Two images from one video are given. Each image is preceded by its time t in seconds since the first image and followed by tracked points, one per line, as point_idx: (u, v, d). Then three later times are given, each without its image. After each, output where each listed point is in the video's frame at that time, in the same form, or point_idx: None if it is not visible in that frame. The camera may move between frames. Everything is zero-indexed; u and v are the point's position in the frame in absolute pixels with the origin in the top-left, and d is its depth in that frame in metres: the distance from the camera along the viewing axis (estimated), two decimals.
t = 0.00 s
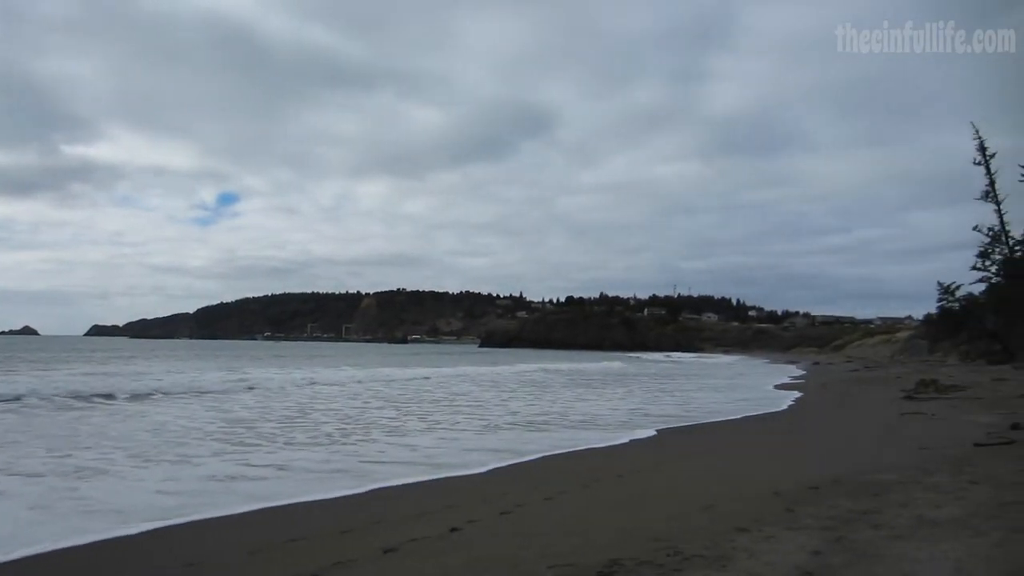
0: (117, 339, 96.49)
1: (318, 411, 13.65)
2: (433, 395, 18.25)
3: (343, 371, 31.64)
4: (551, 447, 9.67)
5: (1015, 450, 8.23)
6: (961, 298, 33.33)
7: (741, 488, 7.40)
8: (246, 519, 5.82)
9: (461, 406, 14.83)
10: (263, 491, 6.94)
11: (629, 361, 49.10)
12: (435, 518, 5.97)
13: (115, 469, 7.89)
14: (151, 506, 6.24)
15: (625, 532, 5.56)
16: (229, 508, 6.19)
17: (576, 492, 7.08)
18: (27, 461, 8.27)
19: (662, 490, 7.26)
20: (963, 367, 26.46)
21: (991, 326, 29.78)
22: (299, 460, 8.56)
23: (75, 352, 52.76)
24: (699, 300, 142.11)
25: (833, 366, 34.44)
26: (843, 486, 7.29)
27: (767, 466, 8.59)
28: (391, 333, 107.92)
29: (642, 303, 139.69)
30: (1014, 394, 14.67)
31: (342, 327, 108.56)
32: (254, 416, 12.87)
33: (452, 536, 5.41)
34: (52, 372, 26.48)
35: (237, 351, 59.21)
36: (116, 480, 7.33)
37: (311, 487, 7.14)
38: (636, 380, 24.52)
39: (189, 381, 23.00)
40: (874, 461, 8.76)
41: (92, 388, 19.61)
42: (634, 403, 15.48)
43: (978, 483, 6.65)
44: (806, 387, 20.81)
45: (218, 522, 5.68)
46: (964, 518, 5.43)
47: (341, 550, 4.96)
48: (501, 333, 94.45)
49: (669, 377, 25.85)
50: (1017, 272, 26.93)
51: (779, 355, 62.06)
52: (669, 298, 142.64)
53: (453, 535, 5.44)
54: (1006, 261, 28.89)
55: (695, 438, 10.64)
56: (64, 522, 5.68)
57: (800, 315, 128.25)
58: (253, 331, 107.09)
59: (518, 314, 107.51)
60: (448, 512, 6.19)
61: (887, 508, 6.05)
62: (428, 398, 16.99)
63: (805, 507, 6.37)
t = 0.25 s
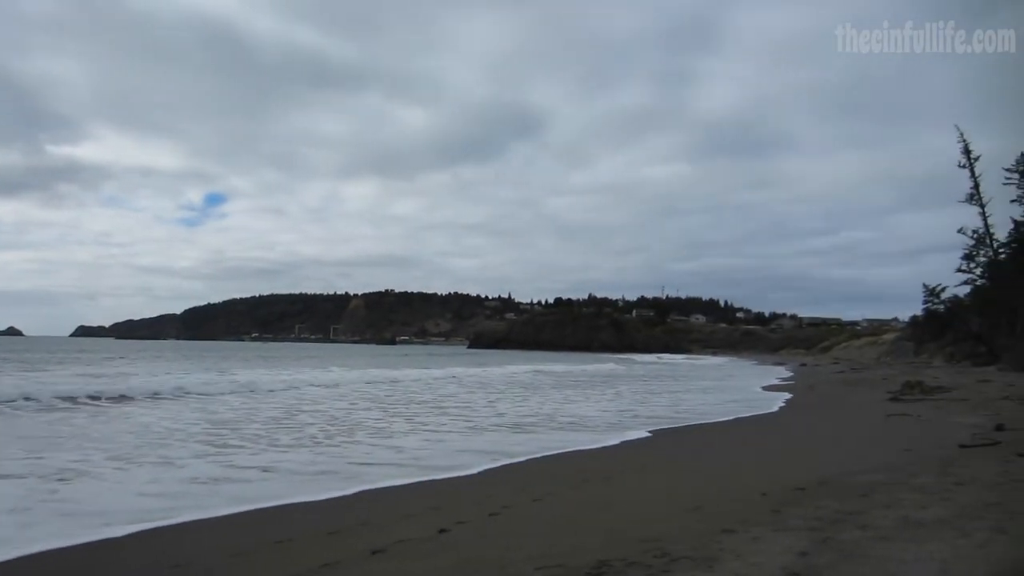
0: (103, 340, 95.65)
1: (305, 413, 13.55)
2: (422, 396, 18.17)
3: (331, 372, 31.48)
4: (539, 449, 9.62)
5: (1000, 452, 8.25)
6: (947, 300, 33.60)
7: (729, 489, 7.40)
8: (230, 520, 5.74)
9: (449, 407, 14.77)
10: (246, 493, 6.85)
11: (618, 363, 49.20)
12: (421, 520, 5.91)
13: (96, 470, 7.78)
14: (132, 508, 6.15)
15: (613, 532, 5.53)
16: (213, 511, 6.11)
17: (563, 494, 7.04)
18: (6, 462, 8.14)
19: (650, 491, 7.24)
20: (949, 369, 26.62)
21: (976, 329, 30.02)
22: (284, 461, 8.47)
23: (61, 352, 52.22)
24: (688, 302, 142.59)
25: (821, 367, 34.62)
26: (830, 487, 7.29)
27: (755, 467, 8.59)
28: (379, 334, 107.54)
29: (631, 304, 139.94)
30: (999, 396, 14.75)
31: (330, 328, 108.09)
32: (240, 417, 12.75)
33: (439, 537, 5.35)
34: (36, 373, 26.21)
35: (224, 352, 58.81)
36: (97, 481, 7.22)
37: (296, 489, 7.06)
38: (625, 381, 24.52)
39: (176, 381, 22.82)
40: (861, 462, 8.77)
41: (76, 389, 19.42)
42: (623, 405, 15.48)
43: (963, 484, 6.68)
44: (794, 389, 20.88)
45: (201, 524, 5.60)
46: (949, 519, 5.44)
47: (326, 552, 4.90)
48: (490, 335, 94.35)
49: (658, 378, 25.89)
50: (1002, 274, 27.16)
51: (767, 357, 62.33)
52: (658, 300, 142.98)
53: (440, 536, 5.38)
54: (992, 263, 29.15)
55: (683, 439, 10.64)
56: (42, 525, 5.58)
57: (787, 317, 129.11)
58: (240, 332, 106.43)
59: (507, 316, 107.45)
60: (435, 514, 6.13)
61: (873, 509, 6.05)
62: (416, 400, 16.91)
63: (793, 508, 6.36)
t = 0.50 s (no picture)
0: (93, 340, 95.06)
1: (294, 414, 13.49)
2: (412, 397, 18.14)
3: (322, 373, 31.39)
4: (529, 450, 9.61)
5: (989, 453, 8.30)
6: (936, 302, 33.82)
7: (720, 490, 7.43)
8: (220, 522, 5.70)
9: (439, 408, 14.74)
10: (234, 495, 6.81)
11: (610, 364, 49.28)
12: (413, 521, 5.90)
13: (81, 472, 7.71)
14: (118, 511, 6.10)
15: (605, 533, 5.53)
16: (201, 512, 6.07)
17: (555, 495, 7.04)
18: None
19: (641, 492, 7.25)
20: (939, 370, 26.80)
21: (965, 331, 30.22)
22: (272, 463, 8.42)
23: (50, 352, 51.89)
24: (680, 303, 142.96)
25: (811, 368, 34.77)
26: (821, 488, 7.33)
27: (745, 468, 8.61)
28: (371, 335, 107.32)
29: (623, 305, 140.14)
30: (988, 398, 14.84)
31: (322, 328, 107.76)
32: (229, 418, 12.69)
33: (431, 538, 5.34)
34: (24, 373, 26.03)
35: (214, 353, 58.53)
36: (83, 483, 7.17)
37: (284, 491, 7.02)
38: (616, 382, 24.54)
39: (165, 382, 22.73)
40: (850, 463, 8.82)
41: (63, 390, 19.28)
42: (614, 406, 15.48)
43: (952, 485, 6.72)
44: (785, 390, 20.93)
45: (192, 526, 5.57)
46: (939, 519, 5.48)
47: (318, 553, 4.88)
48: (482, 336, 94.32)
49: (649, 379, 25.95)
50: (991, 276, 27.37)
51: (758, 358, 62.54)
52: (650, 301, 143.26)
53: (432, 537, 5.37)
54: (981, 266, 29.35)
55: (674, 441, 10.65)
56: (27, 527, 5.53)
57: (778, 318, 129.46)
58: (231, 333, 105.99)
59: (499, 317, 107.44)
60: (427, 515, 6.11)
61: (863, 510, 6.09)
62: (407, 401, 16.87)
63: (784, 509, 6.38)
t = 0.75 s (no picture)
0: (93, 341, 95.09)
1: (291, 415, 13.50)
2: (410, 398, 18.15)
3: (321, 374, 31.40)
4: (526, 452, 9.60)
5: (989, 455, 8.30)
6: (937, 305, 33.77)
7: (719, 492, 7.42)
8: (219, 523, 5.69)
9: (436, 410, 14.73)
10: (230, 496, 6.80)
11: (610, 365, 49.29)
12: (413, 522, 5.89)
13: (76, 473, 7.71)
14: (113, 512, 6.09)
15: (605, 535, 5.53)
16: (198, 514, 6.06)
17: (555, 497, 7.03)
18: None
19: (641, 494, 7.24)
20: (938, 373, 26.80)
21: (965, 333, 30.21)
22: (267, 464, 8.42)
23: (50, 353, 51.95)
24: (680, 305, 142.99)
25: (811, 371, 34.77)
26: (820, 491, 7.32)
27: (745, 470, 8.61)
28: (371, 336, 107.32)
29: (623, 307, 140.21)
30: (987, 400, 14.83)
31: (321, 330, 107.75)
32: (225, 419, 12.69)
33: (432, 540, 5.33)
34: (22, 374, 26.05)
35: (214, 354, 58.54)
36: (77, 485, 7.16)
37: (280, 493, 7.01)
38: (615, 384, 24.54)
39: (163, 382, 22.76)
40: (850, 466, 8.81)
41: (61, 391, 19.29)
42: (612, 408, 15.48)
43: (953, 487, 6.72)
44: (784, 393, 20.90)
45: (191, 527, 5.55)
46: (939, 522, 5.48)
47: (319, 554, 4.87)
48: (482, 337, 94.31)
49: (649, 381, 25.92)
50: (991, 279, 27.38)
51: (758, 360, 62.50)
52: (650, 303, 143.27)
53: (432, 539, 5.37)
54: (981, 269, 29.36)
55: (672, 443, 10.64)
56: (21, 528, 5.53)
57: (778, 320, 129.42)
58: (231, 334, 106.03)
59: (499, 318, 107.43)
60: (427, 516, 6.11)
61: (864, 512, 6.08)
62: (405, 402, 16.88)
63: (783, 511, 6.38)
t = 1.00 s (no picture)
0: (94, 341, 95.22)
1: (288, 416, 13.51)
2: (409, 400, 18.14)
3: (320, 375, 31.42)
4: (523, 454, 9.59)
5: (989, 458, 8.28)
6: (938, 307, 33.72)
7: (719, 494, 7.40)
8: (218, 524, 5.68)
9: (434, 411, 14.74)
10: (225, 497, 6.80)
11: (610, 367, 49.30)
12: (413, 523, 5.87)
13: (71, 473, 7.71)
14: (106, 512, 6.08)
15: (604, 536, 5.51)
16: (194, 514, 6.05)
17: (554, 498, 7.02)
18: None
19: (640, 495, 7.23)
20: (939, 375, 26.76)
21: (965, 336, 30.16)
22: (263, 465, 8.41)
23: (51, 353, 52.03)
24: (680, 307, 142.95)
25: (811, 373, 34.74)
26: (820, 492, 7.30)
27: (744, 472, 8.58)
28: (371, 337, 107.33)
29: (623, 309, 140.18)
30: (988, 403, 14.78)
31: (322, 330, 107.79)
32: (222, 420, 12.70)
33: (431, 540, 5.32)
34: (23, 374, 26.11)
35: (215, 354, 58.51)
36: (72, 485, 7.16)
37: (276, 493, 7.00)
38: (614, 386, 24.53)
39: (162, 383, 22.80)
40: (849, 468, 8.79)
41: (60, 391, 19.31)
42: (610, 410, 15.47)
43: (953, 490, 6.70)
44: (784, 395, 20.87)
45: (189, 527, 5.54)
46: (940, 524, 5.46)
47: (318, 555, 4.85)
48: (482, 339, 94.25)
49: (648, 383, 25.89)
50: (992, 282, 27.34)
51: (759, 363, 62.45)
52: (650, 305, 143.18)
53: (432, 539, 5.35)
54: (982, 271, 29.32)
55: (671, 444, 10.63)
56: (15, 528, 5.52)
57: (778, 322, 129.28)
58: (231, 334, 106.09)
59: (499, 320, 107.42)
60: (426, 517, 6.09)
61: (863, 514, 6.07)
62: (404, 403, 16.87)
63: (783, 513, 6.36)
